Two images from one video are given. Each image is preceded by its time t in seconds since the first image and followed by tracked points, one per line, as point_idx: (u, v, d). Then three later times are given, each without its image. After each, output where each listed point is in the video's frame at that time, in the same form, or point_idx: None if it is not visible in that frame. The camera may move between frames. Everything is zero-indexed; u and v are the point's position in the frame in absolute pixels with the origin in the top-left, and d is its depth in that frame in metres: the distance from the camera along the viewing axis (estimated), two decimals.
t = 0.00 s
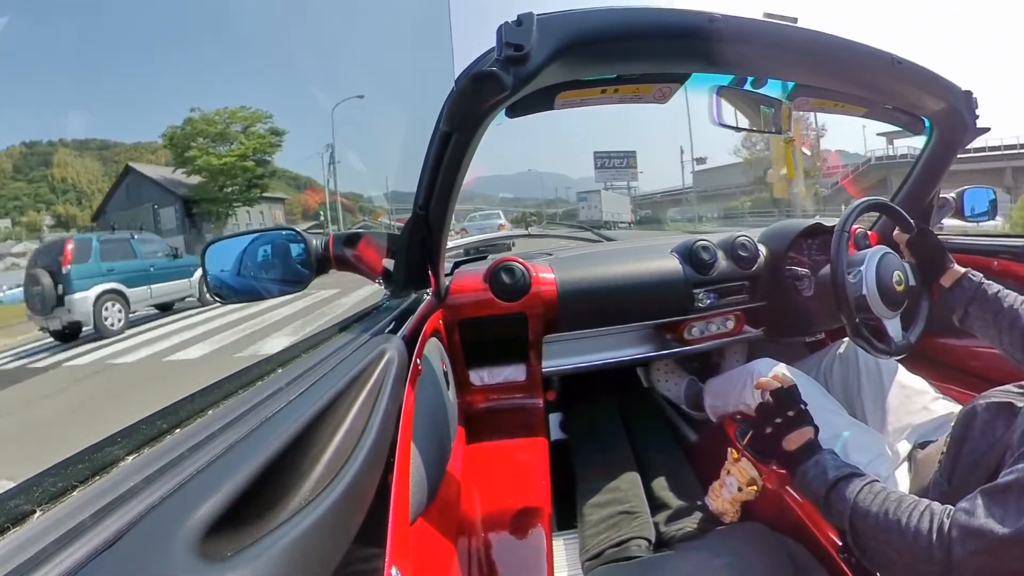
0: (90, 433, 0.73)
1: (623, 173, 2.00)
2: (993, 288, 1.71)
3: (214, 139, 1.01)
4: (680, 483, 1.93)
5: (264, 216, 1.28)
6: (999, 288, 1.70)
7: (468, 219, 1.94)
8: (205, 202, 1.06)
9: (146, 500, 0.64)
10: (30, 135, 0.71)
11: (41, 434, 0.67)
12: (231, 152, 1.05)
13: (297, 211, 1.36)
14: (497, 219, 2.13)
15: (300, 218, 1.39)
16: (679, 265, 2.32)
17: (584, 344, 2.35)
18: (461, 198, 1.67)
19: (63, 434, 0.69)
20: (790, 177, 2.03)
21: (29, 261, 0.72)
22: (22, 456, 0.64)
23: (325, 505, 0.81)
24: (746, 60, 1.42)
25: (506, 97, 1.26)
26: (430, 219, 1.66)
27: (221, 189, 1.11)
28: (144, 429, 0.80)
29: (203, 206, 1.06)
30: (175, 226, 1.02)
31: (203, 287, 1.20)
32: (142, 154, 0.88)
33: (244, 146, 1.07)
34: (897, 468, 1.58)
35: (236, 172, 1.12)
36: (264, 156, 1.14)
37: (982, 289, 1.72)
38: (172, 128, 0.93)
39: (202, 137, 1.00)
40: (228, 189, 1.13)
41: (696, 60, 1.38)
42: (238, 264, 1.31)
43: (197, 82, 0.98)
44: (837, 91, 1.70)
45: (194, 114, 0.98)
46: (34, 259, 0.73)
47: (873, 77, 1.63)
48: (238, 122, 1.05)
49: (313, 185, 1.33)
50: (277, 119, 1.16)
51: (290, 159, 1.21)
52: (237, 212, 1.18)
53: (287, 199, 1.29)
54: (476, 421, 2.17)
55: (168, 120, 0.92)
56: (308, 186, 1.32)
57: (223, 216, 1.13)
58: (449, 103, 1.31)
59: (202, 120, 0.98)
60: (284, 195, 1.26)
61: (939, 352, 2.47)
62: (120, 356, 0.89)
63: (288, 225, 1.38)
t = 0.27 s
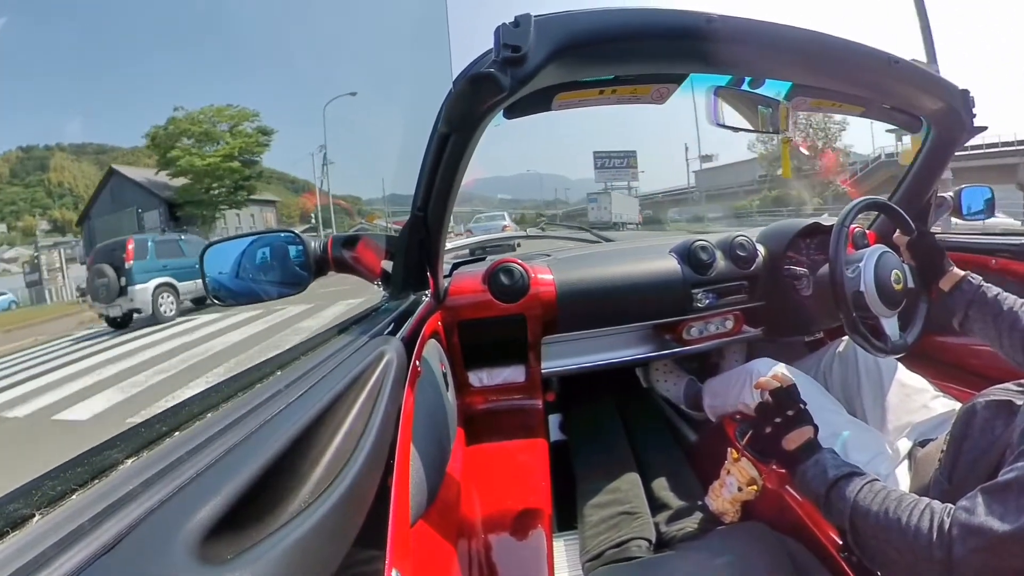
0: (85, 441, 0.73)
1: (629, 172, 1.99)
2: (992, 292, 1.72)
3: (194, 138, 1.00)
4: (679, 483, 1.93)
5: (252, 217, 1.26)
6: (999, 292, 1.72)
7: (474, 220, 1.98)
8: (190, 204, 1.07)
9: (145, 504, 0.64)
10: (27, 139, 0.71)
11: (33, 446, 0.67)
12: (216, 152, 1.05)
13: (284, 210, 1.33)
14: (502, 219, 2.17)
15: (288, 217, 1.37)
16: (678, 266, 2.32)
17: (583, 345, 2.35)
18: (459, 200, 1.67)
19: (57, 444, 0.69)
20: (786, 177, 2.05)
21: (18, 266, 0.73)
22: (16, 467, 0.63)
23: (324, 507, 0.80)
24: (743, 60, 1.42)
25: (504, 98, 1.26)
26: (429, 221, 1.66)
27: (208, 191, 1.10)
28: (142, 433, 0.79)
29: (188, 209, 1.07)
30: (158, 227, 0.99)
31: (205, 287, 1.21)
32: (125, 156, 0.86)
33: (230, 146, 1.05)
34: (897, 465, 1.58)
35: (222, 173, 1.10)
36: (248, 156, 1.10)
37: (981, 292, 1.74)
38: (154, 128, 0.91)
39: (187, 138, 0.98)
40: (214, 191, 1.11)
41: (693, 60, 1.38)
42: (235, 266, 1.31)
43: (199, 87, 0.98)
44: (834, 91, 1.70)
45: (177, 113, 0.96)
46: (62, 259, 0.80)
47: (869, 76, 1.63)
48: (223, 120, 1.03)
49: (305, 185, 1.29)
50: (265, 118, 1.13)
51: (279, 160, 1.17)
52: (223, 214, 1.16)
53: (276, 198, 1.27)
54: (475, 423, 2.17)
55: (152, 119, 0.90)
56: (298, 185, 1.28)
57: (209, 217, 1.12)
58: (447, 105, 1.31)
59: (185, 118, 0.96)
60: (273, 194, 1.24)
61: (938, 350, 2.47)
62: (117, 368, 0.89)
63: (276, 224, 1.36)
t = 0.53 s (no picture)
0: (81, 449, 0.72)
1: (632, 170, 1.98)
2: (992, 296, 1.73)
3: (177, 137, 1.00)
4: (680, 483, 1.93)
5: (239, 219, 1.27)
6: (999, 296, 1.73)
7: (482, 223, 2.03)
8: (173, 208, 1.07)
9: (145, 509, 0.64)
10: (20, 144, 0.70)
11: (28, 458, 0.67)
12: (198, 152, 1.06)
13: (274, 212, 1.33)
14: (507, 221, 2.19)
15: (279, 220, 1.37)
16: (676, 266, 2.32)
17: (583, 346, 2.35)
18: (457, 202, 1.67)
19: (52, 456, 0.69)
20: (784, 176, 2.06)
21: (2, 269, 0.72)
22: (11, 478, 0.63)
23: (325, 510, 0.80)
24: (740, 59, 1.43)
25: (501, 99, 1.26)
26: (427, 223, 1.66)
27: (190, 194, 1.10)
28: (141, 437, 0.79)
29: (171, 212, 1.07)
30: (139, 236, 0.99)
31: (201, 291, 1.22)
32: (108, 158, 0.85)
33: (214, 145, 1.06)
34: (897, 463, 1.58)
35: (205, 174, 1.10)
36: (230, 153, 1.10)
37: (981, 297, 1.75)
38: (133, 127, 0.91)
39: (168, 137, 0.99)
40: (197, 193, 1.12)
41: (690, 60, 1.38)
42: (234, 270, 1.32)
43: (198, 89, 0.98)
44: (830, 89, 1.71)
45: (160, 112, 0.96)
46: (40, 264, 0.79)
47: (864, 75, 1.64)
48: (206, 118, 1.04)
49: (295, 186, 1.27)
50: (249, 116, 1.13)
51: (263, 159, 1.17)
52: (208, 217, 1.17)
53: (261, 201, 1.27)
54: (475, 424, 2.17)
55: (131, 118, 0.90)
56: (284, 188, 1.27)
57: (194, 221, 1.13)
58: (445, 106, 1.31)
59: (165, 117, 0.96)
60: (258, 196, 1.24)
61: (938, 348, 2.47)
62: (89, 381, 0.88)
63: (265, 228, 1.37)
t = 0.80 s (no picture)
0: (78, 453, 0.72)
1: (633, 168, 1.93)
2: (992, 302, 1.72)
3: (150, 134, 0.94)
4: (679, 484, 1.92)
5: (226, 221, 1.18)
6: (999, 302, 1.72)
7: (488, 222, 2.09)
8: (149, 211, 0.99)
9: (144, 511, 0.63)
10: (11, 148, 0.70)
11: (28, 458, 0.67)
12: (176, 151, 1.02)
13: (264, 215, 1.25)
14: (513, 221, 2.21)
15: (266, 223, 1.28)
16: (675, 266, 2.32)
17: (582, 347, 2.34)
18: (455, 203, 1.67)
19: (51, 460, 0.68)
20: (782, 177, 2.07)
21: None
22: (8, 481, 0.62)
23: (324, 512, 0.80)
24: (738, 60, 1.43)
25: (499, 101, 1.26)
26: (426, 225, 1.66)
27: (170, 197, 1.04)
28: (140, 440, 0.79)
29: (146, 217, 0.99)
30: (117, 240, 0.94)
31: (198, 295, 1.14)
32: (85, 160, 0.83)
33: (192, 142, 1.00)
34: (897, 462, 1.58)
35: (188, 176, 1.05)
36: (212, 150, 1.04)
37: (981, 303, 1.74)
38: (107, 125, 0.85)
39: (144, 136, 0.93)
40: (176, 197, 1.06)
41: (687, 61, 1.39)
42: (233, 271, 1.27)
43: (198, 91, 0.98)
44: (827, 89, 1.72)
45: (133, 108, 0.89)
46: (15, 272, 0.75)
47: (861, 74, 1.64)
48: (184, 112, 0.97)
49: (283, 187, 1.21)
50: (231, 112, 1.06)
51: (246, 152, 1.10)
52: (190, 221, 1.08)
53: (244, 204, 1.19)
54: (474, 426, 2.16)
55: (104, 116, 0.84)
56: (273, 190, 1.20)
57: (172, 226, 1.04)
58: (442, 108, 1.31)
59: (143, 114, 0.91)
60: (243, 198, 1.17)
61: (937, 347, 2.47)
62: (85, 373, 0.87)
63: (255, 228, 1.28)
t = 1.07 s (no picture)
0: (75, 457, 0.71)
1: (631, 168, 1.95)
2: (992, 305, 1.73)
3: (125, 134, 0.91)
4: (679, 485, 1.92)
5: (206, 225, 1.14)
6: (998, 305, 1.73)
7: (493, 223, 2.08)
8: (122, 215, 0.99)
9: (143, 515, 0.63)
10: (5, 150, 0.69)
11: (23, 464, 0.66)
12: (148, 147, 0.99)
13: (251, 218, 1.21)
14: (520, 223, 2.20)
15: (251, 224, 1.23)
16: (673, 267, 2.32)
17: (581, 348, 2.34)
18: (453, 205, 1.67)
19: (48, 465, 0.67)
20: (780, 177, 2.07)
21: None
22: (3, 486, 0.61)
23: (324, 515, 0.80)
24: (733, 61, 1.44)
25: (496, 103, 1.26)
26: (424, 227, 1.66)
27: (144, 198, 1.02)
28: (138, 444, 0.78)
29: (119, 219, 0.99)
30: (89, 246, 0.92)
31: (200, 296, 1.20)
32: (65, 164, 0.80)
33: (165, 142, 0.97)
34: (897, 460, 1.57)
35: (163, 177, 1.02)
36: (189, 150, 0.99)
37: (981, 307, 1.75)
38: (75, 121, 0.82)
39: (115, 134, 0.89)
40: (150, 198, 1.04)
41: (683, 62, 1.39)
42: (231, 275, 1.30)
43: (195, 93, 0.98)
44: (823, 90, 1.72)
45: (106, 104, 0.86)
46: None
47: (857, 74, 1.65)
48: (156, 108, 0.93)
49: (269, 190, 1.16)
50: (212, 110, 1.00)
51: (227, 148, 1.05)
52: (166, 224, 1.09)
53: (222, 206, 1.15)
54: (473, 429, 2.16)
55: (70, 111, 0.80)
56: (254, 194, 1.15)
57: (147, 231, 1.05)
58: (439, 111, 1.31)
59: (113, 110, 0.87)
60: (223, 200, 1.13)
61: (936, 346, 2.47)
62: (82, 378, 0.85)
63: (238, 232, 1.23)
